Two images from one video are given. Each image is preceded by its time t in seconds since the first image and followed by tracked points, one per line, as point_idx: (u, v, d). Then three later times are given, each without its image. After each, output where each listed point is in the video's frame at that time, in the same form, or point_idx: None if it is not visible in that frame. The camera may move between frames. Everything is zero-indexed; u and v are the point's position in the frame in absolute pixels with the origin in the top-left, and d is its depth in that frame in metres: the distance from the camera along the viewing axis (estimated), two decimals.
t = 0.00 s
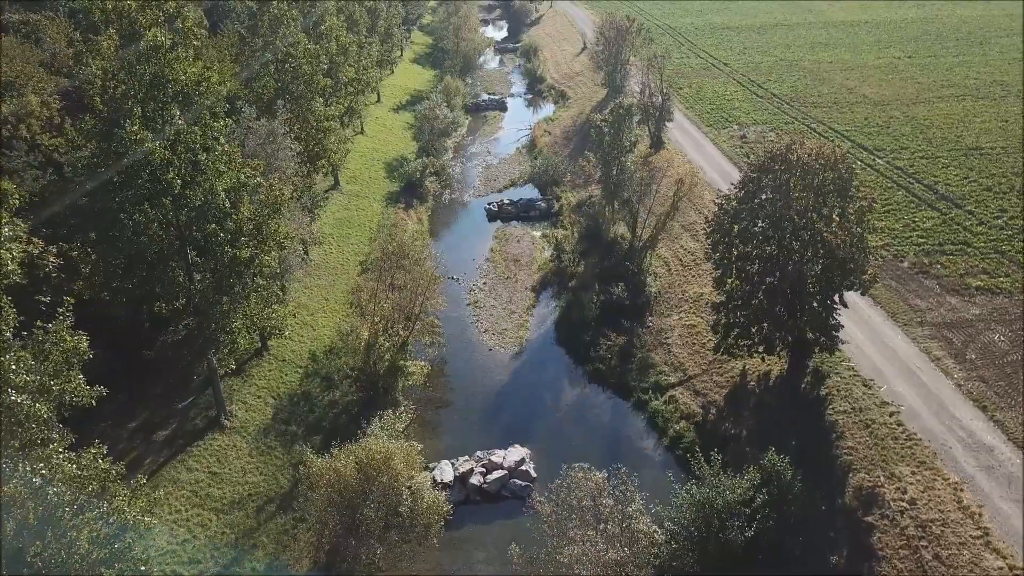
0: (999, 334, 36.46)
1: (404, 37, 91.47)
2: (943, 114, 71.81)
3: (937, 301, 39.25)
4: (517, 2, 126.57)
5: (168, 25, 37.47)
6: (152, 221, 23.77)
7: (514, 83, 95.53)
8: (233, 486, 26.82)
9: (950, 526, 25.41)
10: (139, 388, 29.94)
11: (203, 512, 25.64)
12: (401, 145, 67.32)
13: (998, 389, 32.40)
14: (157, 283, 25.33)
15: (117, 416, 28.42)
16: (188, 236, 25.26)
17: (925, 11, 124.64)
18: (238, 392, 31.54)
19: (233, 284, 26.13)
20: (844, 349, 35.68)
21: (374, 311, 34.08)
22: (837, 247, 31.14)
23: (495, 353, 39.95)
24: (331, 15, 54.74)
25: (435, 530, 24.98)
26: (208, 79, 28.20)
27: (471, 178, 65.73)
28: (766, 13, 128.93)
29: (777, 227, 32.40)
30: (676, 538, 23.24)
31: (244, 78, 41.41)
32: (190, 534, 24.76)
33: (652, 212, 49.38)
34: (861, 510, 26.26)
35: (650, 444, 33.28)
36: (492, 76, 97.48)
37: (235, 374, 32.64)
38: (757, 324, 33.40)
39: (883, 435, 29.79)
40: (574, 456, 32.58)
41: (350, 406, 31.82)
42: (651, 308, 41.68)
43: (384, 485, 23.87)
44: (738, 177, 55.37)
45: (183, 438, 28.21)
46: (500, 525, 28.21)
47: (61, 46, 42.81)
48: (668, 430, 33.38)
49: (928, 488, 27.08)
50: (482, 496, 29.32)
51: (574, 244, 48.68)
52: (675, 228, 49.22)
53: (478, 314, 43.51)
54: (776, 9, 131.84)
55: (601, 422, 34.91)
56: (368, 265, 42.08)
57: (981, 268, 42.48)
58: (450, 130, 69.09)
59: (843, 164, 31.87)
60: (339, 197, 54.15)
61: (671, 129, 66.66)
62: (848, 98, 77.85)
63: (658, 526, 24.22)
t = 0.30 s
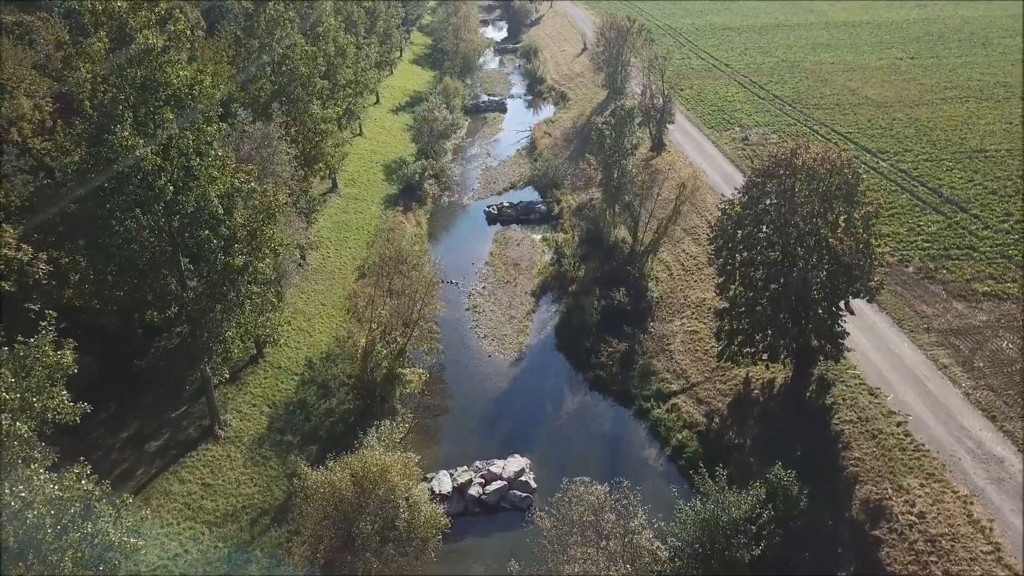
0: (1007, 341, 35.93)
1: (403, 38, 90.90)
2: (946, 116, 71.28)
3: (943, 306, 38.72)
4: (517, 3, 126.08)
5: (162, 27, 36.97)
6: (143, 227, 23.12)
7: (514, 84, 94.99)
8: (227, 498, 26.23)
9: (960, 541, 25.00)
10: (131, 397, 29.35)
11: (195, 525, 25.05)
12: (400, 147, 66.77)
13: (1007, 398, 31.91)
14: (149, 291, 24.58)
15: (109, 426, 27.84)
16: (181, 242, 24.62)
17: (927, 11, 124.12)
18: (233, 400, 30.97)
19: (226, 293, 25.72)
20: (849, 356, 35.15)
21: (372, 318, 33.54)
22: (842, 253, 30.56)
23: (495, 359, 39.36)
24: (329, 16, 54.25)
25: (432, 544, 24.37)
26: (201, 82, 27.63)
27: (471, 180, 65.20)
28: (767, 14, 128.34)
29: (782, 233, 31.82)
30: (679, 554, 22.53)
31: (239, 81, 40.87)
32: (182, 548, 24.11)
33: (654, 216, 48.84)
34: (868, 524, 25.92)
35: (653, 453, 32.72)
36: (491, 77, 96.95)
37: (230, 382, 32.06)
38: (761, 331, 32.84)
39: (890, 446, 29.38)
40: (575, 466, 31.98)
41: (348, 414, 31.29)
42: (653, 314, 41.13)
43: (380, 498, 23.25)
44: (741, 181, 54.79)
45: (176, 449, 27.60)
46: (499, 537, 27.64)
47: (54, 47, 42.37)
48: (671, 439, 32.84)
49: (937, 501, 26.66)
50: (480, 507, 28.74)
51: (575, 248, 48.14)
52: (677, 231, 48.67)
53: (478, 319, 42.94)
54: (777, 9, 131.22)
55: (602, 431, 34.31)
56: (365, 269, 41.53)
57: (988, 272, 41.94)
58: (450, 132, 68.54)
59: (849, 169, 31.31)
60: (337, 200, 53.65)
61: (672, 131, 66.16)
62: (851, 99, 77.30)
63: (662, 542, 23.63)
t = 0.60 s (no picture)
0: (1018, 349, 35.41)
1: (404, 39, 90.44)
2: (952, 118, 70.64)
3: (951, 313, 38.18)
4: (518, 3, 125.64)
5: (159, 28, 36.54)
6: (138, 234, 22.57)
7: (516, 85, 94.46)
8: (223, 509, 25.71)
9: (972, 557, 24.98)
10: (127, 405, 28.88)
11: (191, 537, 24.50)
12: (401, 149, 66.32)
13: (1018, 409, 31.51)
14: (144, 298, 24.23)
15: (104, 435, 27.35)
16: (177, 249, 24.27)
17: (932, 12, 123.38)
18: (230, 408, 30.45)
19: (223, 300, 25.23)
20: (857, 364, 34.65)
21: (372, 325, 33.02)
22: (851, 259, 29.96)
23: (496, 366, 38.81)
24: (328, 17, 53.79)
25: (433, 558, 23.72)
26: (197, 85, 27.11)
27: (472, 182, 64.68)
28: (770, 15, 127.55)
29: (789, 239, 31.28)
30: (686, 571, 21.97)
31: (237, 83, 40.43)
32: (177, 561, 23.54)
33: (658, 220, 48.28)
34: (878, 537, 25.91)
35: (657, 463, 32.25)
36: (493, 78, 96.44)
37: (227, 390, 31.52)
38: (767, 338, 32.28)
39: (900, 457, 29.08)
40: (579, 477, 31.50)
41: (347, 423, 30.74)
42: (658, 319, 40.56)
43: (379, 511, 22.66)
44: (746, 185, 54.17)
45: (172, 458, 27.08)
46: (501, 550, 27.14)
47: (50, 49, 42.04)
48: (675, 448, 32.32)
49: (949, 515, 26.57)
50: (482, 518, 28.22)
51: (578, 252, 47.59)
52: (682, 236, 48.09)
53: (479, 324, 42.42)
54: (781, 10, 130.46)
55: (605, 440, 33.80)
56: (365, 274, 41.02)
57: (997, 278, 41.36)
58: (451, 134, 68.04)
59: (858, 174, 30.73)
60: (337, 202, 53.21)
61: (676, 133, 65.61)
62: (855, 101, 76.68)
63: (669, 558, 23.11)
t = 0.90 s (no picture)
0: None
1: (417, 40, 90.01)
2: (973, 122, 69.19)
3: (974, 325, 37.11)
4: (531, 5, 125.08)
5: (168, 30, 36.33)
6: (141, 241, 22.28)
7: (528, 87, 93.84)
8: (227, 521, 25.29)
9: None
10: (131, 412, 28.59)
11: (193, 550, 24.06)
12: (412, 151, 65.85)
13: None
14: (148, 306, 23.87)
15: (107, 443, 27.08)
16: (182, 256, 23.81)
17: (950, 14, 121.45)
18: (236, 416, 30.10)
19: (228, 309, 24.79)
20: (877, 377, 33.70)
21: (379, 332, 32.56)
22: (871, 270, 29.07)
23: (507, 374, 38.21)
24: (340, 19, 53.46)
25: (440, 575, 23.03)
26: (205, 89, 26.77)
27: (484, 185, 64.16)
28: (786, 16, 126.02)
29: (807, 251, 30.55)
30: None
31: (247, 86, 40.16)
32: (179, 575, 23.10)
33: (672, 225, 47.44)
34: (900, 561, 25.12)
35: (671, 477, 31.55)
36: (506, 80, 95.91)
37: (234, 398, 31.19)
38: (783, 350, 31.44)
39: (922, 475, 28.19)
40: (590, 490, 30.84)
41: (354, 432, 30.26)
42: (672, 328, 39.80)
43: (385, 527, 22.11)
44: (763, 191, 53.19)
45: (176, 468, 26.77)
46: (509, 566, 26.52)
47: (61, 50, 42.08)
48: (689, 462, 31.59)
49: (974, 538, 25.78)
50: (491, 532, 27.60)
51: (591, 257, 46.89)
52: (697, 242, 47.22)
53: (490, 331, 41.84)
54: (797, 12, 128.91)
55: (617, 452, 33.09)
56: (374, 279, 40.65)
57: (1021, 289, 40.19)
58: (463, 137, 67.51)
59: (880, 183, 29.82)
60: (347, 205, 52.91)
61: (690, 137, 64.72)
62: (873, 105, 75.35)
63: None
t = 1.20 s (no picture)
0: None
1: (437, 41, 89.88)
2: (1003, 128, 67.32)
3: (1006, 340, 35.87)
4: (552, 6, 124.45)
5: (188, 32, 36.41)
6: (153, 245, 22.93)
7: (548, 89, 93.33)
8: (237, 531, 25.27)
9: None
10: (144, 418, 28.95)
11: (203, 561, 24.00)
12: (431, 153, 65.68)
13: None
14: (159, 311, 24.46)
15: (119, 448, 27.45)
16: (194, 262, 24.41)
17: (980, 16, 118.64)
18: (248, 423, 30.51)
19: (239, 314, 25.26)
20: (904, 392, 32.64)
21: (393, 339, 32.41)
22: (900, 283, 28.02)
23: (523, 382, 37.77)
24: (360, 19, 53.34)
25: None
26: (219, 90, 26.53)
27: (502, 188, 63.79)
28: (810, 18, 124.10)
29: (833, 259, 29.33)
30: None
31: (265, 87, 40.13)
32: None
33: (693, 232, 46.61)
34: None
35: (690, 491, 30.92)
36: (526, 81, 95.49)
37: (247, 404, 31.71)
38: (807, 365, 30.59)
39: (952, 497, 27.18)
40: (606, 506, 30.34)
41: (367, 440, 30.57)
42: (692, 337, 39.04)
43: (398, 541, 21.85)
44: (787, 198, 52.14)
45: (187, 475, 27.05)
46: None
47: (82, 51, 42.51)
48: (709, 477, 30.89)
49: (1008, 564, 24.78)
50: (505, 546, 27.28)
51: (610, 263, 46.27)
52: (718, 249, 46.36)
53: (506, 337, 41.48)
54: (821, 14, 126.91)
55: (635, 466, 32.47)
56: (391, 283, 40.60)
57: None
58: (481, 139, 67.15)
59: (911, 193, 28.79)
60: (364, 207, 52.88)
61: (712, 141, 63.74)
62: (899, 109, 73.71)
63: None
